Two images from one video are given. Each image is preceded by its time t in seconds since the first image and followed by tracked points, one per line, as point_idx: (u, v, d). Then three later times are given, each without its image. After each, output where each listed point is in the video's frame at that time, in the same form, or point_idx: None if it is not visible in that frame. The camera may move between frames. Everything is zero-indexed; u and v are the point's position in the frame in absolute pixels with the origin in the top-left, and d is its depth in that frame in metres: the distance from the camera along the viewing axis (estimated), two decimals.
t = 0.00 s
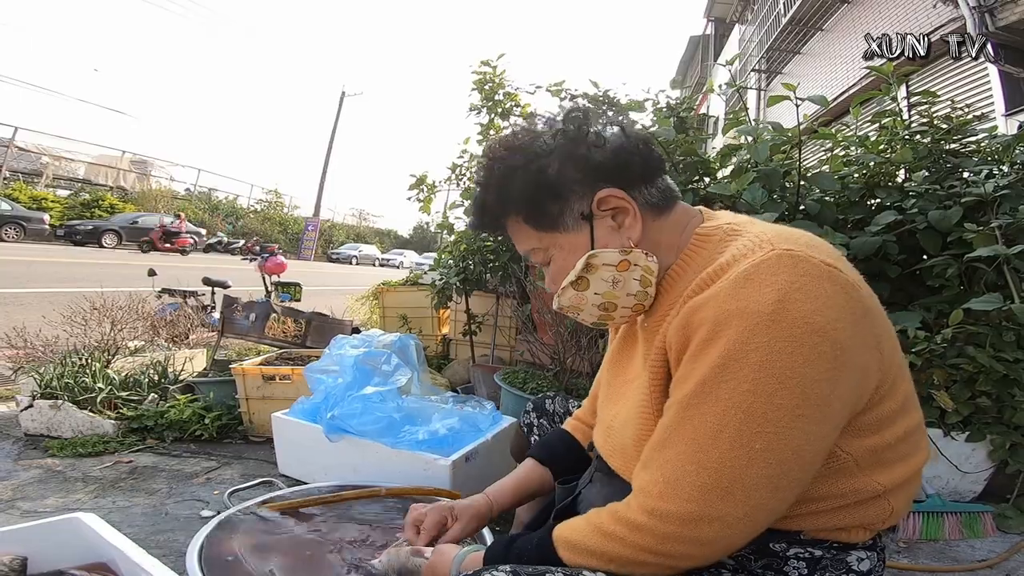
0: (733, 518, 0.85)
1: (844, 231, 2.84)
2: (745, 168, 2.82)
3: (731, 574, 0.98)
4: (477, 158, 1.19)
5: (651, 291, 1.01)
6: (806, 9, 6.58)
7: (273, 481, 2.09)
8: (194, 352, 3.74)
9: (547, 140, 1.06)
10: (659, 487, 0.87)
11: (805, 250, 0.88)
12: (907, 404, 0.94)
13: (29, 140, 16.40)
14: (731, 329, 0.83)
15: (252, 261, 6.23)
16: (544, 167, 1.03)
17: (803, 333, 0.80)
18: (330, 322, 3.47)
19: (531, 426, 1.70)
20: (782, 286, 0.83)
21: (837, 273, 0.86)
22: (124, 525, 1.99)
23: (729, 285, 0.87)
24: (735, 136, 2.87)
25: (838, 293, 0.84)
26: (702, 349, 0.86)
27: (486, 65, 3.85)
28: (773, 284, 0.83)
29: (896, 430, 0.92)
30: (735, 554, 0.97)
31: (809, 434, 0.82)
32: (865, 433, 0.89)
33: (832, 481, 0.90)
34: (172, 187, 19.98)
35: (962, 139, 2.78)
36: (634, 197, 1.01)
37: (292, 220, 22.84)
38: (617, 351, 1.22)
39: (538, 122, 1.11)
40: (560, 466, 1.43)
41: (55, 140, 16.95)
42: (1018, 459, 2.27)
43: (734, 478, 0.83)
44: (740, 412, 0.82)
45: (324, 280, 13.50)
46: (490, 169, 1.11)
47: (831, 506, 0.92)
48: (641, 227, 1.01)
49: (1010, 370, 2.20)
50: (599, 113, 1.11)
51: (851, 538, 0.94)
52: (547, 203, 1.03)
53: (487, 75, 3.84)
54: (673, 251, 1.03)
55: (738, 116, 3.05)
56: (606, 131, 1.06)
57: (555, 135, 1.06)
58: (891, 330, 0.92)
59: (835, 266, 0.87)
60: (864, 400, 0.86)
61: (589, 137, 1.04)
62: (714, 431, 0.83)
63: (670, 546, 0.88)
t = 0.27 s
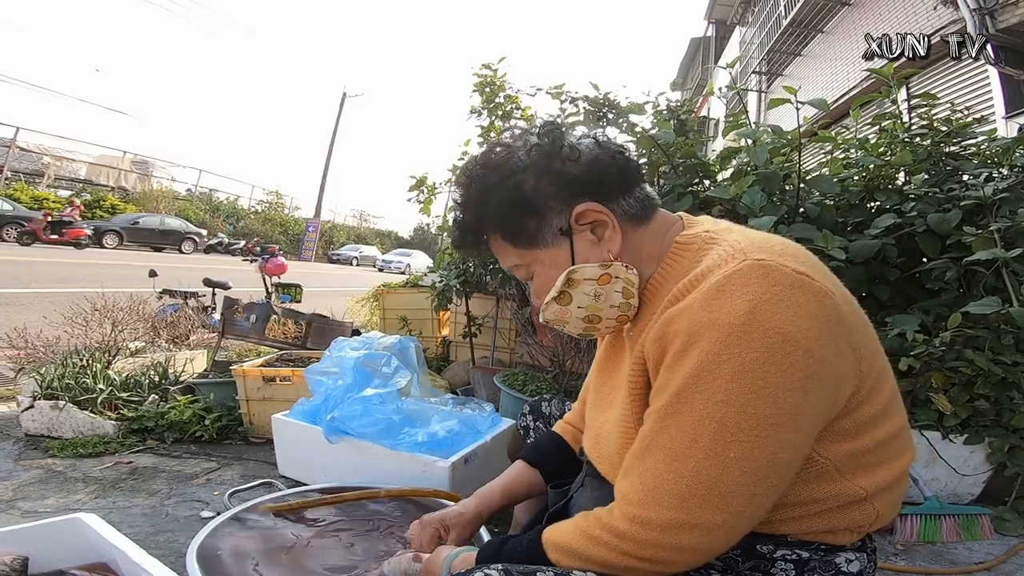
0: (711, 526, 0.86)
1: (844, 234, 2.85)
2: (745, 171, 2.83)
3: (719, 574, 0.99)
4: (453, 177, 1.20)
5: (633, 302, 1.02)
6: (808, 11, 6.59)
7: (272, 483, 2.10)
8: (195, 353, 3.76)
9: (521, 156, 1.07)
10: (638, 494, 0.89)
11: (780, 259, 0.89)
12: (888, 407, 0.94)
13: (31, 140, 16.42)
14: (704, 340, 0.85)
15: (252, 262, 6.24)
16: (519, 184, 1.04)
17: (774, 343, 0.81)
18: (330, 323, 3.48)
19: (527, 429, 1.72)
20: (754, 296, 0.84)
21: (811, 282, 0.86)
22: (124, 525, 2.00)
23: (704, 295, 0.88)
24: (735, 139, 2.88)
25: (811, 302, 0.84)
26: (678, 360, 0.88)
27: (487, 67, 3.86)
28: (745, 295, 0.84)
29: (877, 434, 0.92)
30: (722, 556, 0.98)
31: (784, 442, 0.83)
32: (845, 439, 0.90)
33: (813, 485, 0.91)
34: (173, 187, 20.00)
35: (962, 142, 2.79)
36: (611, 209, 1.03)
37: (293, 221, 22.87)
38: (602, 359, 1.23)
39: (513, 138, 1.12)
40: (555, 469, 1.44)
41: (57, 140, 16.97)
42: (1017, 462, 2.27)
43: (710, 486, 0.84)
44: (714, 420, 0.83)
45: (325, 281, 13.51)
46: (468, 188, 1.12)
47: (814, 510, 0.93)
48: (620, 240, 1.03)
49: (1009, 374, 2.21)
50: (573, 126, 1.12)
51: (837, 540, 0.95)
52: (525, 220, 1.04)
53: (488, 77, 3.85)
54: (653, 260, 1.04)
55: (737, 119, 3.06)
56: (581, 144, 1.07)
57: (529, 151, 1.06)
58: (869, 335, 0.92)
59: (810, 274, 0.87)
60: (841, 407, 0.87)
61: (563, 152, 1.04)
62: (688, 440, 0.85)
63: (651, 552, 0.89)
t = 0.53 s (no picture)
0: (698, 531, 0.87)
1: (842, 234, 2.86)
2: (743, 172, 2.84)
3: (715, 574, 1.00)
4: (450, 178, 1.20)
5: (626, 304, 1.02)
6: (805, 11, 6.61)
7: (272, 485, 2.11)
8: (194, 356, 3.76)
9: (514, 159, 1.07)
10: (625, 499, 0.91)
11: (771, 267, 0.89)
12: (881, 412, 0.95)
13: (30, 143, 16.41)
14: (693, 350, 0.85)
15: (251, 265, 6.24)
16: (513, 187, 1.05)
17: (762, 354, 0.82)
18: (330, 326, 3.45)
19: (526, 431, 1.72)
20: (743, 307, 0.84)
21: (802, 292, 0.86)
22: (124, 528, 2.01)
23: (695, 304, 0.88)
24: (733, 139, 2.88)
25: (802, 312, 0.84)
26: (668, 368, 0.89)
27: (485, 69, 3.87)
28: (733, 305, 0.85)
29: (870, 439, 0.93)
30: (718, 556, 0.98)
31: (770, 450, 0.83)
32: (836, 444, 0.91)
33: (804, 490, 0.92)
34: (172, 190, 20.00)
35: (959, 141, 2.80)
36: (605, 212, 1.03)
37: (292, 223, 22.87)
38: (598, 361, 1.23)
39: (507, 140, 1.13)
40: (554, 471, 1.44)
41: (55, 143, 16.97)
42: (1017, 462, 2.28)
43: (696, 493, 0.85)
44: (700, 429, 0.84)
45: (324, 283, 13.52)
46: (462, 190, 1.13)
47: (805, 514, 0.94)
48: (612, 242, 1.03)
49: (1008, 373, 2.21)
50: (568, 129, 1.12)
51: (834, 542, 0.96)
52: (518, 223, 1.05)
53: (486, 79, 3.87)
54: (647, 263, 1.04)
55: (735, 119, 3.08)
56: (575, 147, 1.07)
57: (522, 154, 1.07)
58: (862, 342, 0.92)
59: (801, 283, 0.87)
60: (831, 415, 0.87)
61: (556, 155, 1.05)
62: (674, 447, 0.86)
63: (639, 554, 0.91)
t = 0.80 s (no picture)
0: (655, 540, 0.90)
1: (841, 233, 2.86)
2: (741, 171, 2.84)
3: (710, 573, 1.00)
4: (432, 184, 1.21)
5: (607, 310, 1.03)
6: (802, 10, 6.61)
7: (273, 487, 2.11)
8: (195, 359, 3.76)
9: (491, 166, 1.07)
10: (586, 506, 0.94)
11: (737, 284, 0.88)
12: (863, 421, 0.94)
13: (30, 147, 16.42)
14: (650, 370, 0.87)
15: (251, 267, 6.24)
16: (491, 194, 1.05)
17: (715, 377, 0.83)
18: (331, 328, 3.42)
19: (525, 432, 1.73)
20: (700, 329, 0.85)
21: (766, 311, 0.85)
22: (127, 531, 2.01)
23: (655, 323, 0.89)
24: (731, 139, 2.89)
25: (762, 334, 0.84)
26: (629, 383, 0.90)
27: (484, 70, 3.88)
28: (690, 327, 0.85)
29: (847, 448, 0.93)
30: (713, 556, 0.99)
31: (723, 467, 0.86)
32: (808, 455, 0.91)
33: (773, 497, 0.94)
34: (172, 193, 20.01)
35: (958, 139, 2.80)
36: (584, 218, 1.04)
37: (292, 226, 22.89)
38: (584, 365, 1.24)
39: (486, 146, 1.13)
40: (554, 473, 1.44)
41: (55, 146, 16.97)
42: (1019, 459, 2.28)
43: (651, 506, 0.88)
44: (653, 446, 0.86)
45: (325, 285, 13.54)
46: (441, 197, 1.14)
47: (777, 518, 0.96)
48: (592, 249, 1.04)
49: (1009, 370, 2.22)
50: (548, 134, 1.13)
51: (831, 541, 0.97)
52: (497, 230, 1.06)
53: (485, 79, 3.87)
54: (629, 269, 1.04)
55: (733, 119, 3.08)
56: (554, 152, 1.07)
57: (501, 160, 1.07)
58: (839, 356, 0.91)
59: (768, 301, 0.86)
60: (797, 431, 0.88)
61: (534, 161, 1.05)
62: (630, 461, 0.89)
63: (600, 557, 0.95)
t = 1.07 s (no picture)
0: (636, 539, 0.92)
1: (841, 230, 2.87)
2: (740, 170, 2.85)
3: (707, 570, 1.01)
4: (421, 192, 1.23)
5: (593, 313, 1.03)
6: (799, 8, 6.63)
7: (278, 491, 2.12)
8: (198, 364, 3.78)
9: (476, 171, 1.09)
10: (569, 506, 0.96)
11: (713, 282, 0.89)
12: (846, 419, 0.94)
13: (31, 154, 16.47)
14: (628, 368, 0.88)
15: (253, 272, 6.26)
16: (476, 200, 1.07)
17: (689, 376, 0.84)
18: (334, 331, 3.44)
19: (524, 434, 1.74)
20: (674, 326, 0.86)
21: (741, 309, 0.86)
22: (134, 535, 2.02)
23: (632, 322, 0.91)
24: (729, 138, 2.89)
25: (736, 332, 0.85)
26: (608, 383, 0.92)
27: (482, 72, 3.90)
28: (666, 323, 0.87)
29: (830, 446, 0.93)
30: (708, 553, 1.00)
31: (701, 466, 0.86)
32: (789, 453, 0.92)
33: (757, 494, 0.95)
34: (173, 198, 20.05)
35: (956, 135, 2.82)
36: (568, 221, 1.04)
37: (292, 230, 22.93)
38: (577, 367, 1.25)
39: (472, 152, 1.15)
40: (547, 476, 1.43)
41: (56, 153, 17.02)
42: None
43: (631, 504, 0.89)
44: (630, 445, 0.88)
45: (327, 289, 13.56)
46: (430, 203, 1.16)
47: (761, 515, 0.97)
48: (577, 252, 1.04)
49: (1011, 366, 2.23)
50: (532, 140, 1.14)
51: (826, 539, 0.98)
52: (482, 235, 1.07)
53: (483, 82, 3.89)
54: (614, 272, 1.05)
55: (731, 118, 3.09)
56: (538, 157, 1.08)
57: (486, 166, 1.09)
58: (819, 353, 0.91)
59: (744, 299, 0.87)
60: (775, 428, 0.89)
61: (518, 166, 1.06)
62: (610, 460, 0.90)
63: (584, 555, 0.96)
